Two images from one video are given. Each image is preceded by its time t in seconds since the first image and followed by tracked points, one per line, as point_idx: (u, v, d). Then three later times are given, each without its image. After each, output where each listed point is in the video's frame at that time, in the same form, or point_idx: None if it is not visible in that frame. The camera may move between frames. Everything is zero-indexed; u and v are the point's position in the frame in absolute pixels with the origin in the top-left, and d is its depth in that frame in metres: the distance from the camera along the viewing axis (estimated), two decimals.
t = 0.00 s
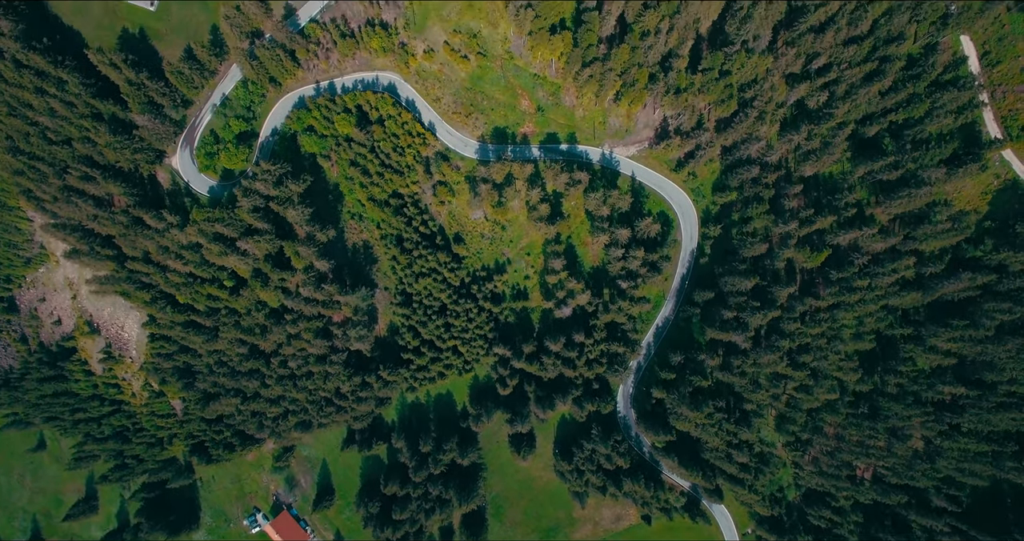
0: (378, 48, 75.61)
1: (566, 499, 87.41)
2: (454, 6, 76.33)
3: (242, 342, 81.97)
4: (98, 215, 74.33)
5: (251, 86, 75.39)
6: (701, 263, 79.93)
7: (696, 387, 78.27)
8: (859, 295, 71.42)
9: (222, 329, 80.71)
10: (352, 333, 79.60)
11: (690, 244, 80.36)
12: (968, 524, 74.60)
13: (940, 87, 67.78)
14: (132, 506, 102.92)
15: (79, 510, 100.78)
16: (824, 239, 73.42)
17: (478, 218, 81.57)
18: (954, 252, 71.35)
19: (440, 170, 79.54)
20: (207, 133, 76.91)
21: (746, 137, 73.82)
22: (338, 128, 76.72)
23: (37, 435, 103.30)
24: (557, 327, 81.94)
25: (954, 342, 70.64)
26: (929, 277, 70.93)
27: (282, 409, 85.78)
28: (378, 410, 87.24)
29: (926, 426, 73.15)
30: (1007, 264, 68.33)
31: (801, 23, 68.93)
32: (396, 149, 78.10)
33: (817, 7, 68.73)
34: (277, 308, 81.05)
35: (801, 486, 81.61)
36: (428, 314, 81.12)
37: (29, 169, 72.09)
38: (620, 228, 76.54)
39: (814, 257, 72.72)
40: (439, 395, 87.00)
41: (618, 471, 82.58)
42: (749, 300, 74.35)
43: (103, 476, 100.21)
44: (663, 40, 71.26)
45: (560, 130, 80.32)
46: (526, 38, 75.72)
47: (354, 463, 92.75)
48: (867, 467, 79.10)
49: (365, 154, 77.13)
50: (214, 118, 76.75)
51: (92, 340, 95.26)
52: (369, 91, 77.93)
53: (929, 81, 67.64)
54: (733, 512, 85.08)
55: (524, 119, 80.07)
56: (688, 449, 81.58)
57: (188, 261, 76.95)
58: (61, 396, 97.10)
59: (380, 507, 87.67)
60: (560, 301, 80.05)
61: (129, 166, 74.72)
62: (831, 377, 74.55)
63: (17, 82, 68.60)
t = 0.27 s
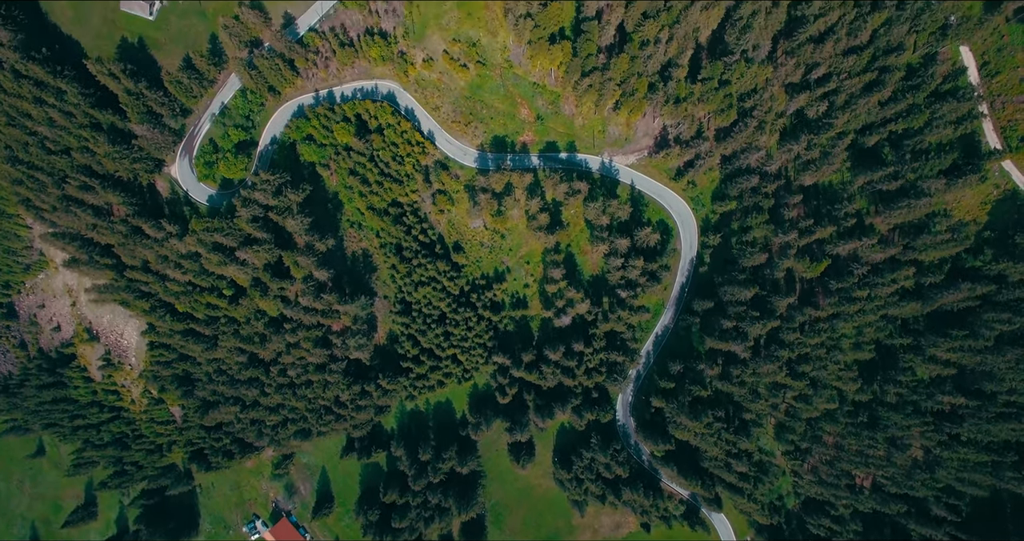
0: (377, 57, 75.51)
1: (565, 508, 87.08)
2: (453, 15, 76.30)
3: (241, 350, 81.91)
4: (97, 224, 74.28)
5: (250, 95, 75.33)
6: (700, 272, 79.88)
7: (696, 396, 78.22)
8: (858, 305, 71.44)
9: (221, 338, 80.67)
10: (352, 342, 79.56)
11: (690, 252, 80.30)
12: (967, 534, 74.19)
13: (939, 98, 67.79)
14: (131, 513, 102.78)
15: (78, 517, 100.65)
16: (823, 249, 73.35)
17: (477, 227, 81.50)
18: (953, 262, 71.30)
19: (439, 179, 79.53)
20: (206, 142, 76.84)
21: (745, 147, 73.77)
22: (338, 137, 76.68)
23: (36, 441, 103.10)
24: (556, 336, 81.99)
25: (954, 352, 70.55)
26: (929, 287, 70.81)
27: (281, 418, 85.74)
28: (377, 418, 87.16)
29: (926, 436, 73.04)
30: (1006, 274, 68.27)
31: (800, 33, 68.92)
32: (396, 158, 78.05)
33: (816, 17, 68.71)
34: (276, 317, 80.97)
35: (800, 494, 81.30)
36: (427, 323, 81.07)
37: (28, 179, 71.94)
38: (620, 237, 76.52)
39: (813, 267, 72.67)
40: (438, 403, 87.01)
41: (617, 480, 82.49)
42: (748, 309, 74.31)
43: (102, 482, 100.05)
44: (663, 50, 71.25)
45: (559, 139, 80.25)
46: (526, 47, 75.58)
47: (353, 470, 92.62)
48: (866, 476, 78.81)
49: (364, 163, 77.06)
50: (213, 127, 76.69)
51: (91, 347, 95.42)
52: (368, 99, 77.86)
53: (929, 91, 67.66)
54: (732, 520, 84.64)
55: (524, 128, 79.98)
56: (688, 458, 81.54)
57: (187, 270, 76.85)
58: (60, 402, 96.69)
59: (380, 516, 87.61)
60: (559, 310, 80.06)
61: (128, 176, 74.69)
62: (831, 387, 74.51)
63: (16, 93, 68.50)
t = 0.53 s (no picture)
0: (377, 64, 75.42)
1: (565, 514, 86.93)
2: (452, 22, 76.24)
3: (241, 358, 81.88)
4: (97, 232, 74.28)
5: (249, 103, 75.26)
6: (700, 279, 79.82)
7: (695, 404, 78.17)
8: (858, 314, 71.41)
9: (221, 345, 80.61)
10: (351, 350, 79.52)
11: (689, 260, 80.26)
12: None
13: (939, 107, 67.79)
14: (131, 518, 102.74)
15: (77, 522, 100.58)
16: (823, 257, 73.28)
17: (477, 234, 81.46)
18: (953, 270, 71.25)
19: (439, 186, 79.54)
20: (206, 150, 76.78)
21: (745, 154, 73.74)
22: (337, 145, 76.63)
23: (36, 446, 102.96)
24: (556, 343, 82.08)
25: (953, 360, 70.50)
26: (929, 295, 70.76)
27: (281, 424, 85.75)
28: (377, 425, 87.18)
29: (926, 444, 72.91)
30: (1006, 283, 68.26)
31: (800, 41, 68.86)
32: (395, 166, 78.01)
33: (816, 25, 68.63)
34: (275, 324, 80.85)
35: (800, 501, 80.76)
36: (427, 330, 81.03)
37: (27, 187, 71.80)
38: (619, 245, 76.50)
39: (813, 275, 72.64)
40: (438, 410, 87.03)
41: (617, 487, 82.42)
42: (748, 317, 74.28)
43: (101, 488, 99.99)
44: (662, 58, 71.19)
45: (559, 146, 80.16)
46: (525, 54, 75.51)
47: (353, 476, 92.57)
48: (866, 483, 78.48)
49: (363, 170, 76.97)
50: (212, 135, 76.61)
51: (91, 353, 95.16)
52: (367, 107, 77.76)
53: (928, 100, 67.62)
54: (732, 527, 84.34)
55: (523, 135, 79.88)
56: (687, 465, 81.50)
57: (186, 278, 76.80)
58: (59, 408, 96.56)
59: (379, 522, 87.57)
60: (559, 318, 80.01)
61: (128, 184, 74.66)
62: (830, 395, 74.51)
63: (14, 101, 68.35)
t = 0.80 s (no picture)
0: (376, 73, 75.28)
1: (564, 522, 86.77)
2: (452, 31, 76.17)
3: (240, 366, 81.84)
4: (96, 241, 74.24)
5: (248, 112, 75.14)
6: (700, 287, 79.72)
7: (695, 413, 78.05)
8: (858, 324, 71.32)
9: (220, 354, 80.55)
10: (351, 358, 79.50)
11: (689, 268, 80.16)
12: None
13: (939, 117, 67.78)
14: (130, 524, 102.63)
15: (77, 528, 100.45)
16: (823, 267, 73.19)
17: (476, 242, 81.36)
18: (953, 280, 71.22)
19: (439, 195, 79.46)
20: (205, 158, 76.73)
21: (745, 164, 73.67)
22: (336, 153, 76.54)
23: (35, 451, 102.77)
24: (555, 352, 82.16)
25: (953, 370, 70.47)
26: (928, 305, 70.70)
27: (281, 432, 85.68)
28: (376, 432, 87.15)
29: (926, 454, 72.81)
30: (1006, 293, 68.20)
31: (800, 51, 68.78)
32: (395, 174, 77.92)
33: (816, 35, 68.56)
34: (275, 333, 80.75)
35: (799, 509, 80.32)
36: (426, 339, 80.96)
37: (26, 197, 71.95)
38: (619, 254, 76.43)
39: (813, 285, 72.57)
40: (437, 418, 87.07)
41: (616, 496, 82.28)
42: (748, 327, 74.21)
43: (101, 494, 99.87)
44: (662, 67, 71.08)
45: (558, 154, 80.03)
46: (525, 63, 75.42)
47: (352, 483, 92.43)
48: (865, 491, 77.85)
49: (362, 179, 76.87)
50: (212, 143, 76.53)
51: (91, 360, 94.97)
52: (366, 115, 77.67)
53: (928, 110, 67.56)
54: (732, 535, 83.66)
55: (523, 143, 79.78)
56: (687, 473, 81.30)
57: (186, 287, 76.72)
58: (59, 414, 96.34)
59: (379, 530, 87.46)
60: (558, 326, 79.94)
61: (127, 193, 74.63)
62: (830, 405, 74.40)
63: (14, 111, 68.25)
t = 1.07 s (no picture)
0: (375, 82, 75.12)
1: (564, 529, 86.83)
2: (451, 40, 76.09)
3: (240, 375, 81.83)
4: (94, 251, 74.20)
5: (247, 121, 75.04)
6: (699, 296, 79.68)
7: (694, 422, 78.06)
8: (857, 333, 71.30)
9: (219, 362, 80.48)
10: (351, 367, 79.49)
11: (688, 277, 80.11)
12: None
13: (938, 127, 67.81)
14: (130, 530, 102.55)
15: (76, 534, 100.35)
16: (823, 276, 73.15)
17: (476, 251, 81.29)
18: (952, 289, 71.20)
19: (438, 204, 79.40)
20: (204, 167, 76.67)
21: (744, 173, 73.60)
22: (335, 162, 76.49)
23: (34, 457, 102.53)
24: (555, 360, 82.24)
25: (953, 380, 70.37)
26: (928, 315, 70.63)
27: (280, 440, 85.60)
28: (376, 440, 87.16)
29: (926, 463, 72.70)
30: (1005, 303, 68.17)
31: (799, 61, 68.70)
32: (394, 183, 77.85)
33: (815, 45, 68.48)
34: (274, 342, 80.66)
35: (799, 517, 80.29)
36: (426, 347, 80.91)
37: (25, 206, 71.89)
38: (618, 264, 76.37)
39: (812, 295, 72.52)
40: (437, 425, 87.12)
41: (615, 504, 82.19)
42: (747, 336, 74.20)
43: (100, 500, 99.77)
44: (662, 77, 70.97)
45: (558, 163, 79.94)
46: (524, 72, 75.33)
47: (352, 490, 92.30)
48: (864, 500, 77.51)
49: (361, 188, 76.81)
50: (211, 152, 76.47)
51: (90, 367, 94.37)
52: (366, 124, 77.60)
53: (928, 121, 67.51)
54: None
55: (522, 152, 79.68)
56: (686, 482, 81.28)
57: (185, 296, 76.65)
58: (58, 421, 95.86)
59: (378, 538, 87.43)
60: (558, 335, 79.94)
61: (126, 203, 74.60)
62: (829, 414, 74.35)
63: (12, 121, 68.14)
